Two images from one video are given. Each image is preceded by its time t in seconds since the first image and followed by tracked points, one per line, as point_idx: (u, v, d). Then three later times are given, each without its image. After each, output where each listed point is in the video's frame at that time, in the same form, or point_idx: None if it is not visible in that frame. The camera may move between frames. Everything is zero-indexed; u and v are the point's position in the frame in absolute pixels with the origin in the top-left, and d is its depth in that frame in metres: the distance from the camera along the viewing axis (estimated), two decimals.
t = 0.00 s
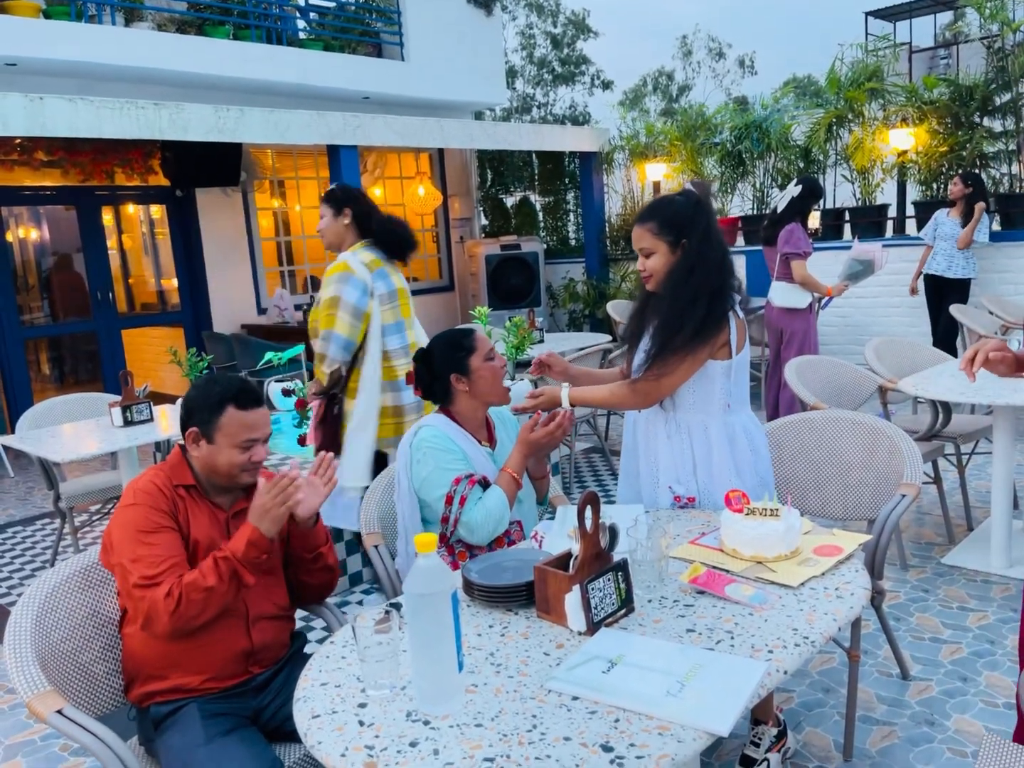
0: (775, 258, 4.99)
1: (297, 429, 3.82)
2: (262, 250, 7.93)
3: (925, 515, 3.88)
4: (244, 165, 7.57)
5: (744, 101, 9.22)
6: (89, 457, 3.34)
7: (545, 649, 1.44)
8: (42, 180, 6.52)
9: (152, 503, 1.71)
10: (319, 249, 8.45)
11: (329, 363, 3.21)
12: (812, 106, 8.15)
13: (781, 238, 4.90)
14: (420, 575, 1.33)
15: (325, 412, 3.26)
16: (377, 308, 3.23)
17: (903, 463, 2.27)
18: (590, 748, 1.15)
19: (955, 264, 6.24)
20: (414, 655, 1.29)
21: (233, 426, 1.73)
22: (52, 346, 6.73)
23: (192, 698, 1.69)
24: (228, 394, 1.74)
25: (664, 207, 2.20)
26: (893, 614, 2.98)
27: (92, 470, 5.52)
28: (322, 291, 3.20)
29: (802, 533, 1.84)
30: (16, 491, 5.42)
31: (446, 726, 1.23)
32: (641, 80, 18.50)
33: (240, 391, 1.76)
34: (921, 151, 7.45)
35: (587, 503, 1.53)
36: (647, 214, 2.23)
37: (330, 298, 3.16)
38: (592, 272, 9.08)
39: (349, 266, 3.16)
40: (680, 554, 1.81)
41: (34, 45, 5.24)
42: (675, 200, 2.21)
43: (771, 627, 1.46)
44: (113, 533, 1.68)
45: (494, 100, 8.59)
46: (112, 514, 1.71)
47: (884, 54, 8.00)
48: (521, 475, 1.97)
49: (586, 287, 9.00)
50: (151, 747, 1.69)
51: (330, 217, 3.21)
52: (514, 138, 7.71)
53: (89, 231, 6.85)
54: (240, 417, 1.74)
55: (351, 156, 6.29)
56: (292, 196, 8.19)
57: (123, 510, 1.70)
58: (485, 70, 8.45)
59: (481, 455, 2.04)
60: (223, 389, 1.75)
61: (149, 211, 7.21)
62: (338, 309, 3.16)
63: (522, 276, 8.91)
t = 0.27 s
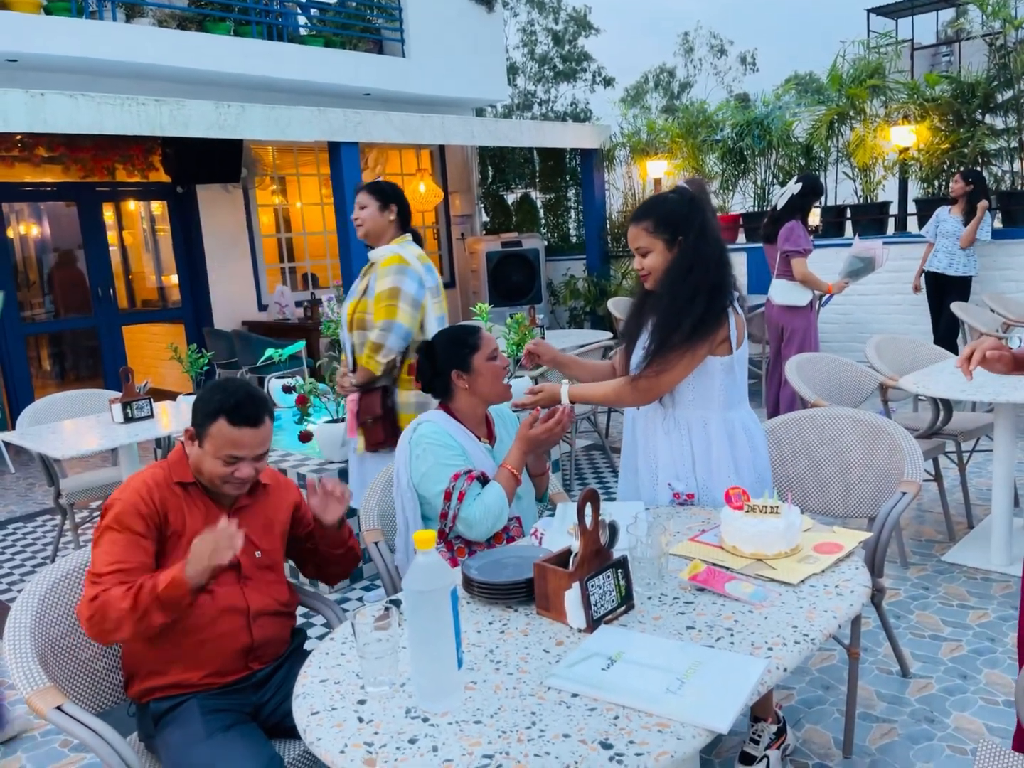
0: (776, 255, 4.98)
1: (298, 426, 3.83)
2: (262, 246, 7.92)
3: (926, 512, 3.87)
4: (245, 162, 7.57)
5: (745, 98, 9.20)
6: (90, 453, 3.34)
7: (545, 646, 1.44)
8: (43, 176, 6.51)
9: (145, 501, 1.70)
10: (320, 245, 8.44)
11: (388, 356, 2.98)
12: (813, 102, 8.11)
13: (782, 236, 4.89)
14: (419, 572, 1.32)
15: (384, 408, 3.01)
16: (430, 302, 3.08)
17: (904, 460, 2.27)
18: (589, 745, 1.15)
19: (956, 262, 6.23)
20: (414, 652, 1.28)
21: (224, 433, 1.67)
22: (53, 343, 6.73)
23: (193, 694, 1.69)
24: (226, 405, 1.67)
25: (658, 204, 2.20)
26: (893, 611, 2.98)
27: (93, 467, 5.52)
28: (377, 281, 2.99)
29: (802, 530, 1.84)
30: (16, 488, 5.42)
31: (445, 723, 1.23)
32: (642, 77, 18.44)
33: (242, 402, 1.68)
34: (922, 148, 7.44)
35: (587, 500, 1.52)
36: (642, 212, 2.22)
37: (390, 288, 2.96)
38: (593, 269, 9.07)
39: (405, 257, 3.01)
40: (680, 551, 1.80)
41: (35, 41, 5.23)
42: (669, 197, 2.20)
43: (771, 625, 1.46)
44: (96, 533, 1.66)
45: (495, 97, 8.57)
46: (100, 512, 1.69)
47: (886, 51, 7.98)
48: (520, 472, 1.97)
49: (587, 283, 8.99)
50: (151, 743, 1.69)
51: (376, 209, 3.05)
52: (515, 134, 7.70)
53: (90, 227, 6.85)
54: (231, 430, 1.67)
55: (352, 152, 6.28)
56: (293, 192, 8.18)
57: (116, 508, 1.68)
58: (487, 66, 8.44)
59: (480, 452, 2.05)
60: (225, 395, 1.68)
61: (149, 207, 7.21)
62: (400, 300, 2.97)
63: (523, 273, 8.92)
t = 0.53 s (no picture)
0: (777, 253, 4.97)
1: (300, 424, 3.83)
2: (264, 243, 7.92)
3: (927, 511, 3.87)
4: (246, 159, 7.57)
5: (747, 95, 9.19)
6: (91, 450, 3.34)
7: (546, 645, 1.44)
8: (44, 172, 6.51)
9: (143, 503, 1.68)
10: (321, 242, 8.44)
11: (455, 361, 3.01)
12: (816, 99, 8.09)
13: (784, 233, 4.88)
14: (421, 570, 1.31)
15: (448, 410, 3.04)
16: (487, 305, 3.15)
17: (906, 458, 2.26)
18: (591, 744, 1.15)
19: (959, 260, 6.22)
20: (415, 651, 1.28)
21: (229, 442, 1.65)
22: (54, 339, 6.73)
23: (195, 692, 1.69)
24: (233, 413, 1.66)
25: (660, 202, 2.19)
26: (895, 610, 2.98)
27: (95, 463, 5.53)
28: (439, 287, 2.99)
29: (805, 528, 1.84)
30: (18, 484, 5.43)
31: (446, 721, 1.23)
32: (644, 74, 18.40)
33: (247, 411, 1.67)
34: (925, 145, 7.43)
35: (589, 498, 1.52)
36: (643, 211, 2.21)
37: (455, 295, 2.97)
38: (595, 267, 9.07)
39: (463, 262, 3.01)
40: (682, 549, 1.80)
41: (36, 38, 5.23)
42: (670, 195, 2.19)
43: (774, 623, 1.46)
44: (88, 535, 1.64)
45: (497, 94, 8.57)
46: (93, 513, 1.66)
47: (889, 48, 7.97)
48: (522, 470, 1.97)
49: (588, 281, 8.98)
50: (152, 741, 1.69)
51: (421, 210, 3.05)
52: (516, 131, 7.69)
53: (91, 224, 6.85)
54: (237, 439, 1.65)
55: (353, 149, 6.28)
56: (294, 189, 8.17)
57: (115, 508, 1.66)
58: (488, 63, 8.43)
59: (483, 449, 2.04)
60: (231, 404, 1.67)
61: (150, 204, 7.21)
62: (466, 306, 2.99)
63: (525, 270, 8.91)
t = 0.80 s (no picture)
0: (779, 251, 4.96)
1: (301, 421, 3.83)
2: (265, 240, 7.91)
3: (930, 509, 3.86)
4: (248, 155, 7.56)
5: (750, 92, 9.17)
6: (92, 447, 3.34)
7: (548, 642, 1.44)
8: (46, 168, 6.50)
9: (134, 509, 1.65)
10: (322, 239, 8.44)
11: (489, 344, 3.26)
12: (819, 96, 8.07)
13: (786, 231, 4.87)
14: (422, 568, 1.30)
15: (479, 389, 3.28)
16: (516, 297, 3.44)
17: (908, 457, 2.26)
18: (592, 742, 1.14)
19: (961, 257, 6.20)
20: (417, 649, 1.28)
21: (225, 447, 1.64)
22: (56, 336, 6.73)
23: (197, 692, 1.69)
24: (228, 415, 1.64)
25: (677, 195, 2.18)
26: (897, 608, 2.97)
27: (96, 459, 5.53)
28: (477, 274, 3.26)
29: (807, 526, 1.84)
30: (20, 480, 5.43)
31: (448, 718, 1.23)
32: (646, 71, 18.34)
33: (244, 412, 1.65)
34: (928, 143, 7.41)
35: (591, 495, 1.52)
36: (661, 201, 2.19)
37: (492, 281, 3.24)
38: (597, 264, 9.09)
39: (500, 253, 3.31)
40: (684, 548, 1.80)
41: (38, 33, 5.22)
42: (687, 190, 2.19)
43: (776, 622, 1.46)
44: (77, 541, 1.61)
45: (498, 90, 8.55)
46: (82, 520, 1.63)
47: (891, 45, 7.95)
48: (522, 468, 1.97)
49: (590, 278, 8.97)
50: (154, 739, 1.69)
51: (449, 202, 3.35)
52: (518, 128, 7.67)
53: (93, 221, 6.84)
54: (234, 441, 1.64)
55: (355, 146, 6.27)
56: (296, 186, 8.16)
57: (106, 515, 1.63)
58: (490, 59, 8.41)
59: (482, 447, 2.03)
60: (226, 405, 1.65)
61: (151, 200, 7.20)
62: (501, 292, 3.25)
63: (528, 268, 8.71)
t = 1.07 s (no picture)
0: (780, 250, 4.96)
1: (301, 419, 3.83)
2: (266, 237, 7.91)
3: (930, 508, 3.86)
4: (248, 152, 7.56)
5: (751, 90, 9.16)
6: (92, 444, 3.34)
7: (549, 641, 1.43)
8: (46, 165, 6.50)
9: (126, 518, 1.63)
10: (323, 236, 8.44)
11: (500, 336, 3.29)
12: (820, 94, 8.06)
13: (787, 229, 4.86)
14: (422, 566, 1.30)
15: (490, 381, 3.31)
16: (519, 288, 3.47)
17: (909, 455, 2.25)
18: (592, 741, 1.14)
19: (963, 256, 6.20)
20: (417, 647, 1.27)
21: (239, 445, 1.66)
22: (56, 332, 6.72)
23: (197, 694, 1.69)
24: (234, 405, 1.67)
25: (700, 193, 2.22)
26: (897, 607, 2.97)
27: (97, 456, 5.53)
28: (487, 267, 3.27)
29: (808, 525, 1.83)
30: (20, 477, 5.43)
31: (448, 716, 1.23)
32: (648, 68, 18.29)
33: (245, 400, 1.69)
34: (929, 141, 7.41)
35: (592, 493, 1.51)
36: (686, 194, 2.21)
37: (503, 274, 3.27)
38: (597, 262, 9.11)
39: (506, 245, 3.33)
40: (685, 546, 1.80)
41: (39, 30, 5.21)
42: (708, 189, 2.24)
43: (776, 621, 1.45)
44: (65, 547, 1.58)
45: (500, 88, 8.54)
46: (72, 526, 1.61)
47: (893, 43, 7.95)
48: (521, 468, 1.97)
49: (591, 276, 8.97)
50: (152, 738, 1.69)
51: (451, 198, 3.36)
52: (519, 125, 7.66)
53: (93, 218, 6.84)
54: (239, 438, 1.65)
55: (356, 143, 6.25)
56: (296, 183, 8.16)
57: (97, 523, 1.61)
58: (491, 57, 8.40)
59: (479, 446, 2.03)
60: (225, 401, 1.66)
61: (152, 197, 7.18)
62: (512, 286, 3.29)
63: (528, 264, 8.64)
